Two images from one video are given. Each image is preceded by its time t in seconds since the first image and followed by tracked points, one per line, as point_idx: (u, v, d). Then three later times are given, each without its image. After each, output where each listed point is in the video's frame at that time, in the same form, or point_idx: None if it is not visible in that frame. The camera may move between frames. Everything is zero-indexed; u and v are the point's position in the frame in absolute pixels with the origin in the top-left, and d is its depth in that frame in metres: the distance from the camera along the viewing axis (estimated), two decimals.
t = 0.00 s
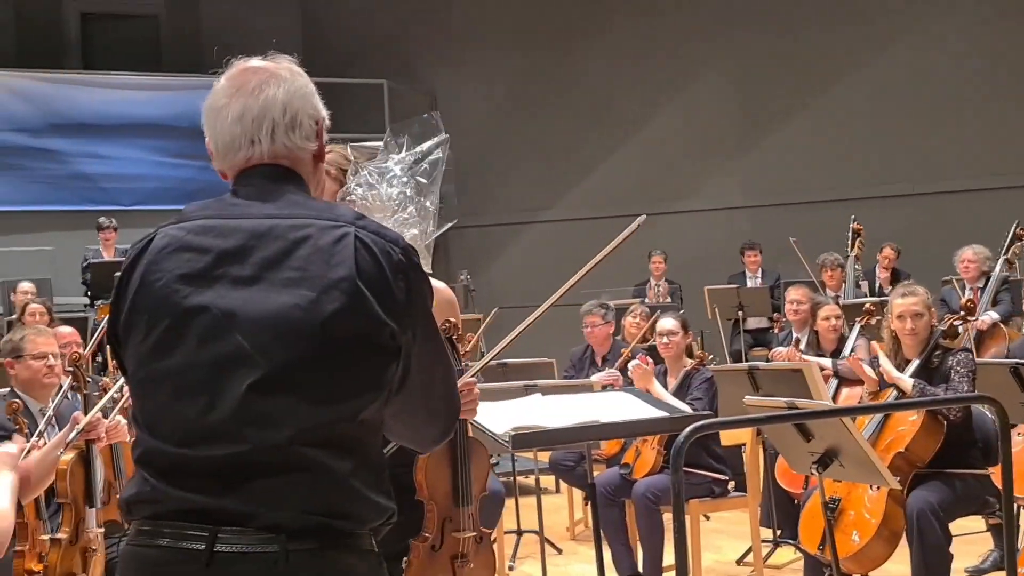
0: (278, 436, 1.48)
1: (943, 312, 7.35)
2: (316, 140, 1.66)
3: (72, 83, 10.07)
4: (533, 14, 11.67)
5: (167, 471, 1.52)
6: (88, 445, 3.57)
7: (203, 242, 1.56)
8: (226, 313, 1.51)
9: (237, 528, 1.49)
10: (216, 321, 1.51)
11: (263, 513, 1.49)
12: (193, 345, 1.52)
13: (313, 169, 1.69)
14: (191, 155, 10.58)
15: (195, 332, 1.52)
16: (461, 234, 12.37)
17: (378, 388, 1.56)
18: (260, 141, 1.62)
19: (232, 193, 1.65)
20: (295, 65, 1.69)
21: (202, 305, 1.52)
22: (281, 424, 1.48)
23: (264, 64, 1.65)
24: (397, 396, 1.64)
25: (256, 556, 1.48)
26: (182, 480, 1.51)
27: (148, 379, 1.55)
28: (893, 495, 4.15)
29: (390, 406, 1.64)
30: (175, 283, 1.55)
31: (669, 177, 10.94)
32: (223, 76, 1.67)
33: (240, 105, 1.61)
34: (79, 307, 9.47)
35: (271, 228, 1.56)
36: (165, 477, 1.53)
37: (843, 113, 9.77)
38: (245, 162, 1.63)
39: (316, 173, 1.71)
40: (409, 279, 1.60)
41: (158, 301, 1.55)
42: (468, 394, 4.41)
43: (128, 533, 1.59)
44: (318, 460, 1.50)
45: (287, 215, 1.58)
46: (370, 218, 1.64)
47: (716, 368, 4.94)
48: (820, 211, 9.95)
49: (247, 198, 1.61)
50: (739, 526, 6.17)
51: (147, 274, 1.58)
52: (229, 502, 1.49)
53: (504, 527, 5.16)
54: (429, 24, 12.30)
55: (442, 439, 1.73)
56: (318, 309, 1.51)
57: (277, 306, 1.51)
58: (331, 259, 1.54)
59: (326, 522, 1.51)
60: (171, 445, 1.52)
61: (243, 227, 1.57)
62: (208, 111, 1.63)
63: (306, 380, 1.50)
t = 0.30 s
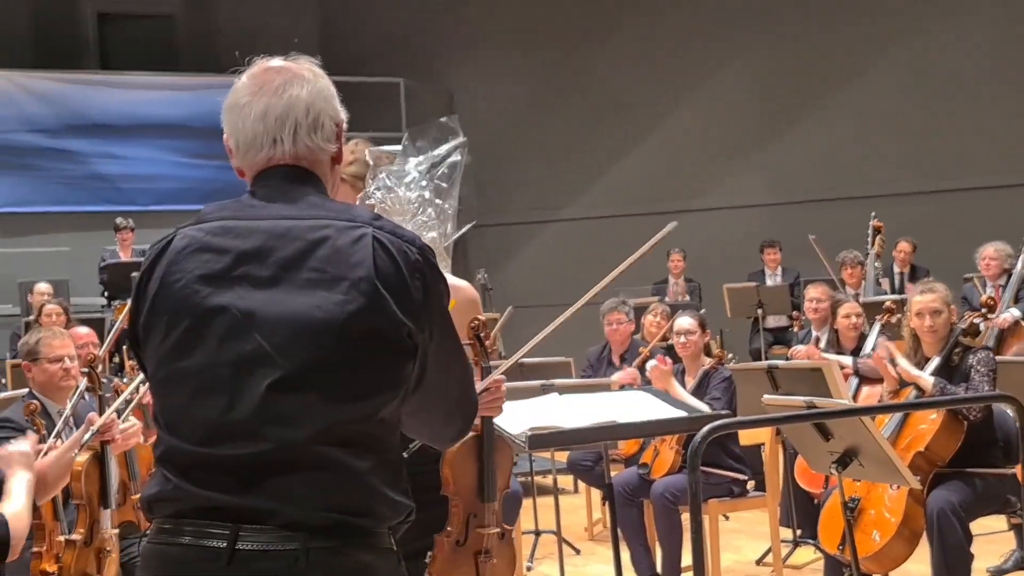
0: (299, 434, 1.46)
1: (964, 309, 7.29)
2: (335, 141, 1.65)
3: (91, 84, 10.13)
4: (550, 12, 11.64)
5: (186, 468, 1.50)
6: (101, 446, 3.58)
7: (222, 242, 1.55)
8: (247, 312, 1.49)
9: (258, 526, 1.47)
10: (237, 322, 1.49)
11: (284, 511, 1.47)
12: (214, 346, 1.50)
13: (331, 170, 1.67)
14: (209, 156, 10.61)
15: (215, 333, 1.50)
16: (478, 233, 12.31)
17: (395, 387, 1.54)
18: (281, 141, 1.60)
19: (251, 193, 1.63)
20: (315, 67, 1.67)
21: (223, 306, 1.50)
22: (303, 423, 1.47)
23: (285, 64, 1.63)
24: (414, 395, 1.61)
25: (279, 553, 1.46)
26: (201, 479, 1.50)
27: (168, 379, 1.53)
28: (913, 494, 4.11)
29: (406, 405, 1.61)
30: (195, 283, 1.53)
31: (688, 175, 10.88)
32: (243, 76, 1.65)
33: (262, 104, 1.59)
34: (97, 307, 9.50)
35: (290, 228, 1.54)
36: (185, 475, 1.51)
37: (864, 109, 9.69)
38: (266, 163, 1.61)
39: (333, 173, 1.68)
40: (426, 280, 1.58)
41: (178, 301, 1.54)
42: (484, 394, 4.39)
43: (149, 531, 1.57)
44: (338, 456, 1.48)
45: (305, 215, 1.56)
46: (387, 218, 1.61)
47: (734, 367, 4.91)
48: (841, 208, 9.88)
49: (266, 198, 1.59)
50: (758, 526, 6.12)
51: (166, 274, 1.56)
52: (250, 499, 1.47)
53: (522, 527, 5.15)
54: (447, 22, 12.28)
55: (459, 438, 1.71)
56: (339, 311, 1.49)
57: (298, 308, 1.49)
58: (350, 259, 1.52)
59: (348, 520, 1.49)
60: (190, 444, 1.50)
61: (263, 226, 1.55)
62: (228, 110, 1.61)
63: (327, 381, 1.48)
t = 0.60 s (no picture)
0: (324, 439, 1.45)
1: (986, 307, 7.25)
2: (357, 144, 1.64)
3: (109, 88, 10.24)
4: (568, 12, 11.61)
5: (214, 470, 1.51)
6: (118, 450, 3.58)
7: (246, 245, 1.54)
8: (272, 316, 1.49)
9: (282, 529, 1.47)
10: (262, 325, 1.49)
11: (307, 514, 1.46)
12: (239, 351, 1.50)
13: (354, 173, 1.67)
14: (227, 159, 10.66)
15: (241, 337, 1.50)
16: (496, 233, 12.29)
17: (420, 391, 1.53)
18: (303, 145, 1.59)
19: (275, 197, 1.62)
20: (339, 70, 1.66)
21: (249, 310, 1.50)
22: (327, 426, 1.46)
23: (307, 67, 1.62)
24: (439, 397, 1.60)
25: (301, 557, 1.46)
26: (227, 482, 1.50)
27: (194, 381, 1.54)
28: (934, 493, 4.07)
29: (429, 406, 1.60)
30: (221, 286, 1.53)
31: (707, 174, 10.83)
32: (265, 79, 1.65)
33: (283, 110, 1.58)
34: (117, 311, 9.53)
35: (314, 231, 1.54)
36: (211, 478, 1.52)
37: (884, 106, 9.63)
38: (288, 167, 1.61)
39: (357, 175, 1.67)
40: (450, 282, 1.57)
41: (204, 304, 1.54)
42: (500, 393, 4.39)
43: (174, 534, 1.58)
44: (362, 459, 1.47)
45: (328, 218, 1.55)
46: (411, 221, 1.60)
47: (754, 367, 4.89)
48: (861, 206, 9.82)
49: (290, 202, 1.59)
50: (778, 527, 6.09)
51: (192, 277, 1.56)
52: (275, 502, 1.47)
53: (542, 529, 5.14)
54: (465, 23, 12.28)
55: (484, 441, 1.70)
56: (364, 316, 1.48)
57: (323, 313, 1.49)
58: (375, 262, 1.51)
59: (375, 523, 1.48)
60: (215, 446, 1.50)
61: (288, 230, 1.55)
62: (251, 115, 1.61)
63: (352, 385, 1.47)
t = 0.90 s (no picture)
0: (350, 447, 1.44)
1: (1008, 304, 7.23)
2: (368, 146, 1.63)
3: (130, 95, 10.33)
4: (585, 13, 11.63)
5: (238, 479, 1.49)
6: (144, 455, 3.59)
7: (265, 250, 1.53)
8: (293, 321, 1.48)
9: (308, 535, 1.46)
10: (283, 331, 1.48)
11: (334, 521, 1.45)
12: (260, 357, 1.48)
13: (366, 175, 1.66)
14: (248, 163, 10.72)
15: (262, 343, 1.49)
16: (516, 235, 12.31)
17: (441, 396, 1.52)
18: (311, 149, 1.60)
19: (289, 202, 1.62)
20: (350, 72, 1.66)
21: (269, 315, 1.49)
22: (351, 432, 1.45)
23: (317, 70, 1.62)
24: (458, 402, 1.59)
25: (327, 564, 1.45)
26: (253, 490, 1.48)
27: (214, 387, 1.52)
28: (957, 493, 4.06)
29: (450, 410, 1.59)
30: (242, 293, 1.51)
31: (726, 174, 10.82)
32: (276, 84, 1.65)
33: (291, 113, 1.58)
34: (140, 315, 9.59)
35: (333, 237, 1.53)
36: (234, 486, 1.50)
37: (905, 104, 9.59)
38: (299, 170, 1.61)
39: (369, 179, 1.67)
40: (469, 286, 1.57)
41: (223, 310, 1.52)
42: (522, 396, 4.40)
43: (197, 538, 1.57)
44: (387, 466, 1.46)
45: (346, 223, 1.55)
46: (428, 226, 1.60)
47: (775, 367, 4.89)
48: (882, 205, 9.80)
49: (306, 207, 1.58)
50: (800, 528, 6.09)
51: (211, 281, 1.55)
52: (300, 511, 1.46)
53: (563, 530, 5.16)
54: (483, 26, 12.32)
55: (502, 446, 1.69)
56: (383, 321, 1.48)
57: (344, 318, 1.48)
58: (393, 268, 1.50)
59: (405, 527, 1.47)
60: (242, 456, 1.49)
61: (307, 235, 1.53)
62: (261, 119, 1.61)
63: (375, 391, 1.46)
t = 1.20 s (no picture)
0: (338, 458, 1.35)
1: None
2: (341, 148, 1.52)
3: (144, 100, 10.36)
4: (599, 15, 11.60)
5: (222, 497, 1.38)
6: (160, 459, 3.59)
7: (244, 257, 1.43)
8: (275, 329, 1.37)
9: (298, 549, 1.37)
10: (265, 340, 1.37)
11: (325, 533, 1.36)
12: (242, 370, 1.37)
13: (341, 178, 1.56)
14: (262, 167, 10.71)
15: (245, 353, 1.37)
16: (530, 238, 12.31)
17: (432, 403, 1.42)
18: (282, 152, 1.49)
19: (264, 209, 1.51)
20: (323, 72, 1.55)
21: (250, 325, 1.38)
22: (341, 441, 1.35)
23: (291, 70, 1.52)
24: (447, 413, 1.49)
25: None
26: (239, 503, 1.38)
27: (191, 403, 1.40)
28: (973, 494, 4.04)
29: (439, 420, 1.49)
30: (221, 301, 1.40)
31: (740, 176, 10.78)
32: (248, 85, 1.55)
33: (261, 117, 1.48)
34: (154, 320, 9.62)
35: (314, 240, 1.43)
36: (219, 506, 1.39)
37: (920, 103, 9.53)
38: (270, 175, 1.51)
39: (345, 183, 1.56)
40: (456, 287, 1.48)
41: (199, 322, 1.40)
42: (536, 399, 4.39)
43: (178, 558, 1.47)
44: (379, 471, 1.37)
45: (326, 227, 1.45)
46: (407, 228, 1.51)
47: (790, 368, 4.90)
48: (896, 205, 9.75)
49: (284, 210, 1.48)
50: (816, 529, 6.08)
51: (186, 292, 1.43)
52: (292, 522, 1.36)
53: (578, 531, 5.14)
54: (498, 29, 12.33)
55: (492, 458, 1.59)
56: (366, 330, 1.38)
57: (325, 328, 1.38)
58: (376, 272, 1.41)
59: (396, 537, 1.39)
60: (226, 469, 1.37)
61: (286, 239, 1.43)
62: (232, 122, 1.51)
63: (361, 402, 1.36)
